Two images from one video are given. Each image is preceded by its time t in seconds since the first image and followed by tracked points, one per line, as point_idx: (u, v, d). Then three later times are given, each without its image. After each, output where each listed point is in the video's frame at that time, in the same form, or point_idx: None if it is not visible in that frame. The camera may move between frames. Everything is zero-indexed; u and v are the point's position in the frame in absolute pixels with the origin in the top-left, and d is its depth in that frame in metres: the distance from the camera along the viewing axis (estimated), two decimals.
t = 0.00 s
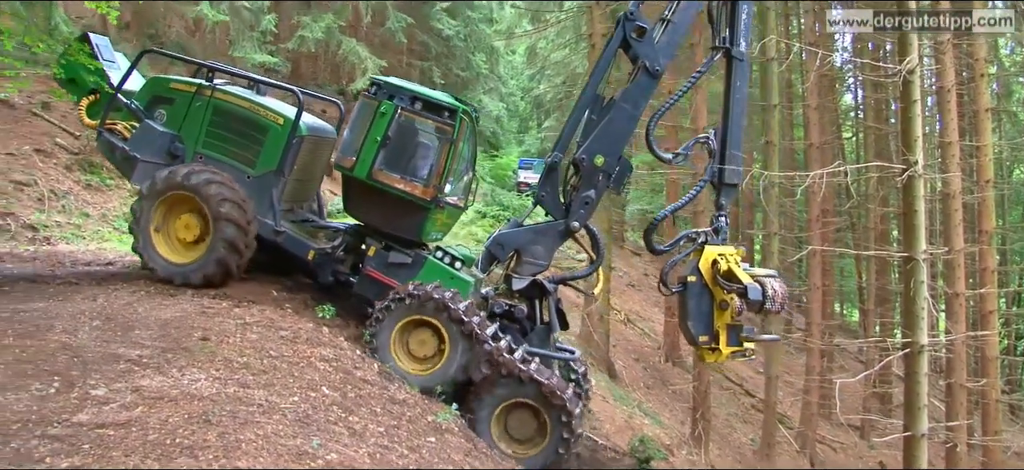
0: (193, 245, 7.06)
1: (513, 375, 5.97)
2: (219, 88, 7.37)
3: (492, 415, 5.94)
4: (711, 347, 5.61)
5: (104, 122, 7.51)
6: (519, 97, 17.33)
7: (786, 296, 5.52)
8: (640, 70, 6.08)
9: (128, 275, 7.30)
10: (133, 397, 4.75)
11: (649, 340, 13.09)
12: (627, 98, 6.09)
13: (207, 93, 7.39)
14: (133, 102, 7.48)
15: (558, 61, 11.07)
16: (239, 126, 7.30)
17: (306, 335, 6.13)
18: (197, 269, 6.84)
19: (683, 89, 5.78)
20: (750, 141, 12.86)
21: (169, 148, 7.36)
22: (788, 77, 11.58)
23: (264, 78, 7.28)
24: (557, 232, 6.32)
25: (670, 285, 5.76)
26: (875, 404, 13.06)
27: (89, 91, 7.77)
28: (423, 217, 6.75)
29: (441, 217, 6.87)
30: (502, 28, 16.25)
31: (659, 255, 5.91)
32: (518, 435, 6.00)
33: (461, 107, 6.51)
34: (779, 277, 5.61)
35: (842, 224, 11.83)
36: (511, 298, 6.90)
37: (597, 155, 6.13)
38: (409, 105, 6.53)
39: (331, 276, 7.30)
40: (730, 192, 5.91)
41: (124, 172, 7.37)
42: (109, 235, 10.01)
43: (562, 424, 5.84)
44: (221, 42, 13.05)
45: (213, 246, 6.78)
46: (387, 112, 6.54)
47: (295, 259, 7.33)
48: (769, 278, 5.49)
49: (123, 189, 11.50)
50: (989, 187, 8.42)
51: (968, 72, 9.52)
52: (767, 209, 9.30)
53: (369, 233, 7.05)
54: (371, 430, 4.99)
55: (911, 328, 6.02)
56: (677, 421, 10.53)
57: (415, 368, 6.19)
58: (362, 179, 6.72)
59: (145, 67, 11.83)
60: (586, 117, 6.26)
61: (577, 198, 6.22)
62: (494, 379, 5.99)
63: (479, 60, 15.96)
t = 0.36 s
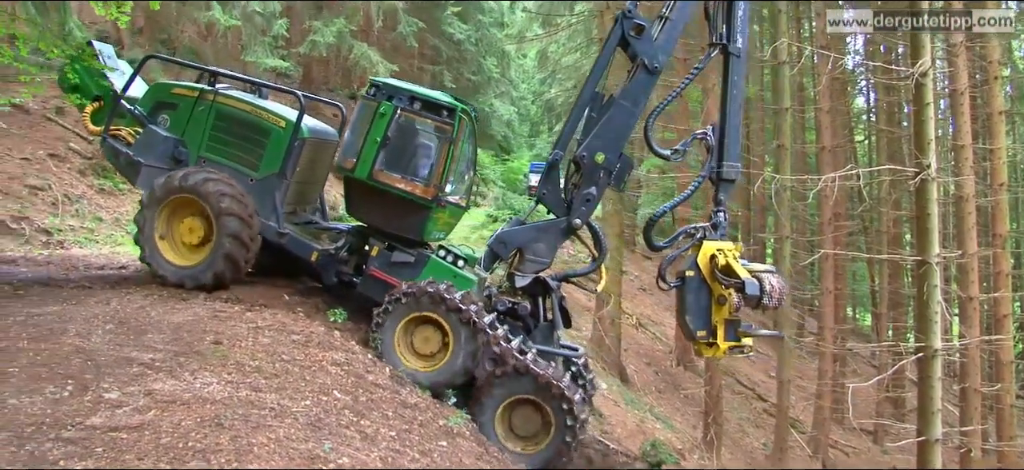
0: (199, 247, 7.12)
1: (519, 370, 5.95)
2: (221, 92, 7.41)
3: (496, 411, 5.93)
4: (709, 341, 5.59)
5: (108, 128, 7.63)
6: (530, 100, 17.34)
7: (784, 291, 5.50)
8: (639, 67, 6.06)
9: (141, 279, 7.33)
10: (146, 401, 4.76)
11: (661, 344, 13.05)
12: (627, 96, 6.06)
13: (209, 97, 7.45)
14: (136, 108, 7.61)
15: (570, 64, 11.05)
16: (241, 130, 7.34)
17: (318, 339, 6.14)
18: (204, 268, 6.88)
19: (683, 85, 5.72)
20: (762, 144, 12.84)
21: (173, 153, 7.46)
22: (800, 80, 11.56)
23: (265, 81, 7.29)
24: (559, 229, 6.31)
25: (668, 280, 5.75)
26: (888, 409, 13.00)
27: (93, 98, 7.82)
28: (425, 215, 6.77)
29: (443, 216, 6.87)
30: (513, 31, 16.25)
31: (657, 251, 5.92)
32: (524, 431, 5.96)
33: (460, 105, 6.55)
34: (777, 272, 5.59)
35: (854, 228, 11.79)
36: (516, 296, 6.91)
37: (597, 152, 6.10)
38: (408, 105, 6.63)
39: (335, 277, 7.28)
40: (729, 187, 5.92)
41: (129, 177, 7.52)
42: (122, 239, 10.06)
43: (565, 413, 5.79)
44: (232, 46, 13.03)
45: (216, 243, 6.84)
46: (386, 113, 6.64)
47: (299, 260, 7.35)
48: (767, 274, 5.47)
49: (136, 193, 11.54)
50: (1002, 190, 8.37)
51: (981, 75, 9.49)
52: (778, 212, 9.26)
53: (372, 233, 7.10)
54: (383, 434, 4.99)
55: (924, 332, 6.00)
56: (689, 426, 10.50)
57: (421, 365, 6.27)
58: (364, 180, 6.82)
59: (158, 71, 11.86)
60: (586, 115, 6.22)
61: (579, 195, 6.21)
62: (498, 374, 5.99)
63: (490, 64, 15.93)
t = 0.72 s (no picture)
0: (205, 248, 7.18)
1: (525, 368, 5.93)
2: (224, 97, 7.48)
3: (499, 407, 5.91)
4: (705, 336, 5.56)
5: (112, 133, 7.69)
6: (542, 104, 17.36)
7: (782, 288, 5.55)
8: (638, 65, 6.09)
9: (153, 284, 7.36)
10: (158, 404, 4.77)
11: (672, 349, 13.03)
12: (627, 93, 6.08)
13: (212, 102, 7.52)
14: (141, 114, 7.68)
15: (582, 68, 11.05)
16: (244, 133, 7.39)
17: (329, 343, 6.15)
18: (213, 265, 6.94)
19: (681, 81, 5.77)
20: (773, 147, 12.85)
21: (177, 158, 7.51)
22: (812, 83, 11.58)
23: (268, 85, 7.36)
24: (563, 226, 6.27)
25: (667, 273, 5.73)
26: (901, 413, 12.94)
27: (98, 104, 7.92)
28: (427, 214, 6.82)
29: (445, 216, 6.92)
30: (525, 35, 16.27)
31: (658, 246, 5.89)
32: (529, 428, 5.95)
33: (460, 105, 6.64)
34: (774, 269, 5.61)
35: (866, 232, 11.76)
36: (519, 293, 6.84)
37: (599, 150, 6.10)
38: (409, 105, 6.70)
39: (339, 278, 7.34)
40: (730, 183, 5.90)
41: (133, 182, 7.57)
42: (136, 243, 10.12)
43: (565, 402, 5.79)
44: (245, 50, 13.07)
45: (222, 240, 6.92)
46: (387, 113, 6.71)
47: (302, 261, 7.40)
48: (766, 270, 5.49)
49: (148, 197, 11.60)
50: (1016, 194, 8.34)
51: (994, 77, 9.46)
52: (790, 215, 9.25)
53: (375, 233, 7.15)
54: (394, 438, 4.97)
55: (937, 336, 5.99)
56: (700, 430, 10.48)
57: (428, 362, 6.31)
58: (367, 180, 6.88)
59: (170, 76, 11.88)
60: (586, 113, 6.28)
61: (581, 193, 6.19)
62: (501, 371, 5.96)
63: (501, 68, 16.11)
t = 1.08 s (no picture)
0: (209, 249, 7.23)
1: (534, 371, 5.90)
2: (226, 101, 7.53)
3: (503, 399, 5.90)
4: (703, 331, 5.53)
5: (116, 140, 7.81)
6: (552, 108, 17.38)
7: (779, 285, 5.58)
8: (636, 63, 6.07)
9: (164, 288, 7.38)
10: (169, 408, 4.77)
11: (683, 353, 13.00)
12: (626, 91, 6.06)
13: (214, 106, 7.56)
14: (144, 119, 7.75)
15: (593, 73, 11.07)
16: (247, 137, 7.46)
17: (340, 347, 6.16)
18: (219, 263, 6.99)
19: (679, 78, 5.77)
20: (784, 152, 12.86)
21: (180, 163, 7.59)
22: (824, 88, 11.56)
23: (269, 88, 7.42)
24: (564, 224, 6.27)
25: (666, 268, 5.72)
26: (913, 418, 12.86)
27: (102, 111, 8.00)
28: (429, 214, 6.86)
29: (447, 216, 6.93)
30: (534, 39, 16.30)
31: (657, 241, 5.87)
32: (533, 425, 5.89)
33: (459, 104, 6.68)
34: (773, 265, 5.62)
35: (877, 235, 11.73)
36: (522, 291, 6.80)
37: (599, 148, 6.07)
38: (409, 105, 6.73)
39: (342, 279, 7.37)
40: (730, 179, 5.83)
41: (137, 186, 7.66)
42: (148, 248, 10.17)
43: (564, 391, 5.76)
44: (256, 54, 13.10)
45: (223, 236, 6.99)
46: (387, 114, 6.74)
47: (306, 262, 7.47)
48: (764, 266, 5.50)
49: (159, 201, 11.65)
50: None
51: (1006, 80, 9.42)
52: (801, 219, 9.22)
53: (376, 233, 7.19)
54: (405, 442, 4.94)
55: (949, 340, 5.96)
56: (711, 434, 10.44)
57: (433, 360, 6.36)
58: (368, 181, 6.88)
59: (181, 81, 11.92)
60: (586, 111, 6.27)
61: (582, 191, 6.19)
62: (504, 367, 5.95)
63: (511, 72, 16.04)
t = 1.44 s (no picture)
0: (213, 250, 7.28)
1: (540, 368, 5.96)
2: (227, 105, 7.64)
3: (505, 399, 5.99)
4: (705, 326, 5.55)
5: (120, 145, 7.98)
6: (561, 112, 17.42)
7: (782, 279, 5.48)
8: (634, 60, 6.11)
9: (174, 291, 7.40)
10: (180, 411, 4.77)
11: (693, 357, 12.97)
12: (625, 88, 6.06)
13: (216, 110, 7.67)
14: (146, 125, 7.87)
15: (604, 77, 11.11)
16: (249, 141, 7.56)
17: (350, 351, 6.17)
18: (223, 260, 7.03)
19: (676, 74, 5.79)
20: (794, 155, 12.86)
21: (182, 167, 7.69)
22: (834, 91, 11.59)
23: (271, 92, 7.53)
24: (564, 222, 6.33)
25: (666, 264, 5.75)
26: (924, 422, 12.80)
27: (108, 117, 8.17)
28: (429, 213, 6.91)
29: (448, 214, 7.00)
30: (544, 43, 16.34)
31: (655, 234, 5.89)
32: (537, 423, 6.00)
33: (458, 104, 6.75)
34: (775, 260, 5.54)
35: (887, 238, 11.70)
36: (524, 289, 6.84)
37: (598, 145, 6.11)
38: (408, 105, 6.78)
39: (344, 280, 7.40)
40: (729, 174, 5.86)
41: (141, 190, 7.78)
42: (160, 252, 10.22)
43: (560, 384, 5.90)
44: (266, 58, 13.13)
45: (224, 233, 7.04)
46: (386, 114, 6.78)
47: (308, 264, 7.50)
48: (765, 259, 5.44)
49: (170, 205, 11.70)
50: None
51: (1018, 83, 9.41)
52: (811, 222, 9.20)
53: (378, 234, 7.22)
54: (415, 446, 4.92)
55: (961, 344, 5.97)
56: (721, 438, 10.41)
57: (440, 356, 6.36)
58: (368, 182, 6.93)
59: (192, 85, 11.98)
60: (585, 108, 6.30)
61: (582, 188, 6.21)
62: (507, 366, 6.06)
63: (520, 76, 16.27)
